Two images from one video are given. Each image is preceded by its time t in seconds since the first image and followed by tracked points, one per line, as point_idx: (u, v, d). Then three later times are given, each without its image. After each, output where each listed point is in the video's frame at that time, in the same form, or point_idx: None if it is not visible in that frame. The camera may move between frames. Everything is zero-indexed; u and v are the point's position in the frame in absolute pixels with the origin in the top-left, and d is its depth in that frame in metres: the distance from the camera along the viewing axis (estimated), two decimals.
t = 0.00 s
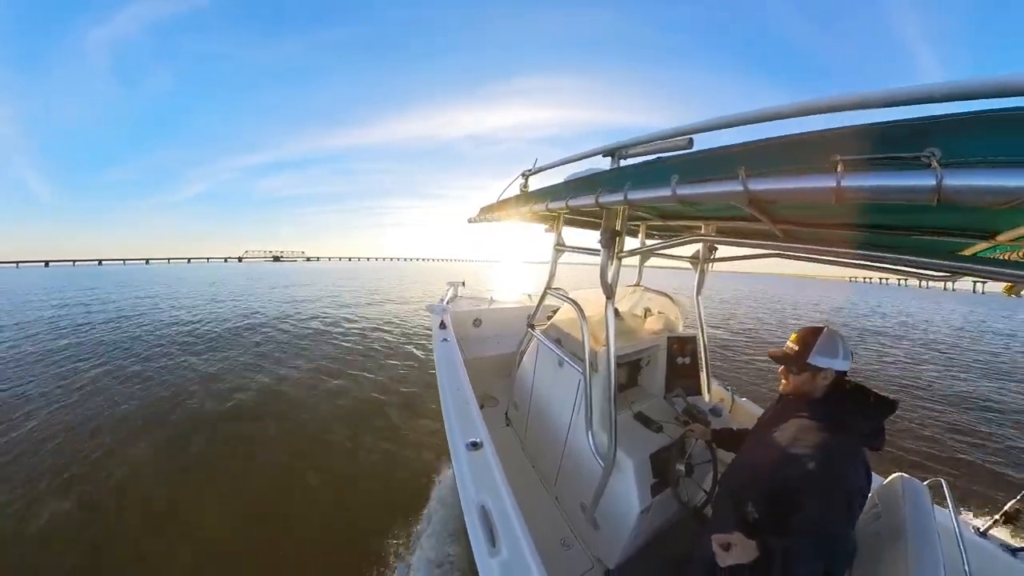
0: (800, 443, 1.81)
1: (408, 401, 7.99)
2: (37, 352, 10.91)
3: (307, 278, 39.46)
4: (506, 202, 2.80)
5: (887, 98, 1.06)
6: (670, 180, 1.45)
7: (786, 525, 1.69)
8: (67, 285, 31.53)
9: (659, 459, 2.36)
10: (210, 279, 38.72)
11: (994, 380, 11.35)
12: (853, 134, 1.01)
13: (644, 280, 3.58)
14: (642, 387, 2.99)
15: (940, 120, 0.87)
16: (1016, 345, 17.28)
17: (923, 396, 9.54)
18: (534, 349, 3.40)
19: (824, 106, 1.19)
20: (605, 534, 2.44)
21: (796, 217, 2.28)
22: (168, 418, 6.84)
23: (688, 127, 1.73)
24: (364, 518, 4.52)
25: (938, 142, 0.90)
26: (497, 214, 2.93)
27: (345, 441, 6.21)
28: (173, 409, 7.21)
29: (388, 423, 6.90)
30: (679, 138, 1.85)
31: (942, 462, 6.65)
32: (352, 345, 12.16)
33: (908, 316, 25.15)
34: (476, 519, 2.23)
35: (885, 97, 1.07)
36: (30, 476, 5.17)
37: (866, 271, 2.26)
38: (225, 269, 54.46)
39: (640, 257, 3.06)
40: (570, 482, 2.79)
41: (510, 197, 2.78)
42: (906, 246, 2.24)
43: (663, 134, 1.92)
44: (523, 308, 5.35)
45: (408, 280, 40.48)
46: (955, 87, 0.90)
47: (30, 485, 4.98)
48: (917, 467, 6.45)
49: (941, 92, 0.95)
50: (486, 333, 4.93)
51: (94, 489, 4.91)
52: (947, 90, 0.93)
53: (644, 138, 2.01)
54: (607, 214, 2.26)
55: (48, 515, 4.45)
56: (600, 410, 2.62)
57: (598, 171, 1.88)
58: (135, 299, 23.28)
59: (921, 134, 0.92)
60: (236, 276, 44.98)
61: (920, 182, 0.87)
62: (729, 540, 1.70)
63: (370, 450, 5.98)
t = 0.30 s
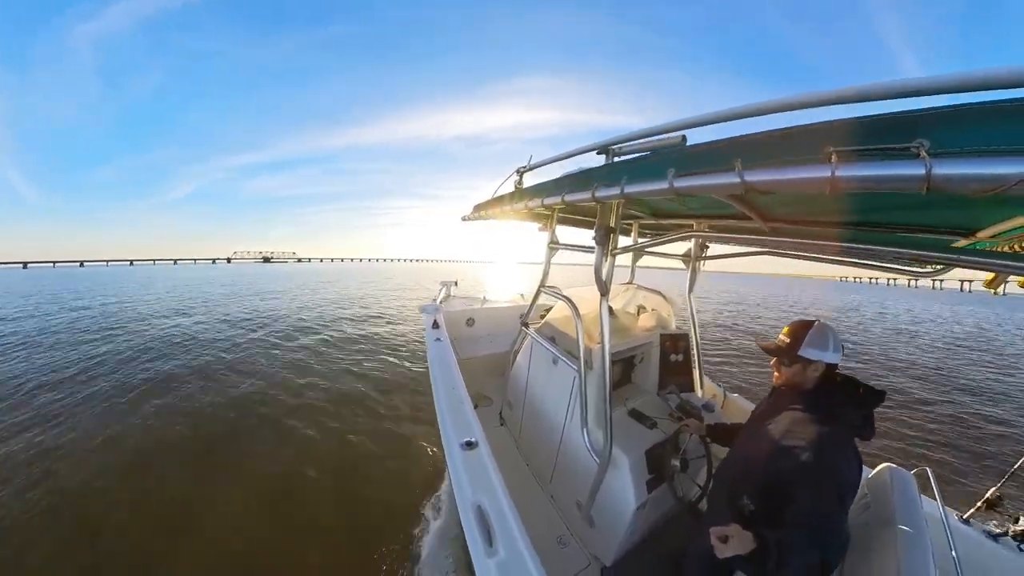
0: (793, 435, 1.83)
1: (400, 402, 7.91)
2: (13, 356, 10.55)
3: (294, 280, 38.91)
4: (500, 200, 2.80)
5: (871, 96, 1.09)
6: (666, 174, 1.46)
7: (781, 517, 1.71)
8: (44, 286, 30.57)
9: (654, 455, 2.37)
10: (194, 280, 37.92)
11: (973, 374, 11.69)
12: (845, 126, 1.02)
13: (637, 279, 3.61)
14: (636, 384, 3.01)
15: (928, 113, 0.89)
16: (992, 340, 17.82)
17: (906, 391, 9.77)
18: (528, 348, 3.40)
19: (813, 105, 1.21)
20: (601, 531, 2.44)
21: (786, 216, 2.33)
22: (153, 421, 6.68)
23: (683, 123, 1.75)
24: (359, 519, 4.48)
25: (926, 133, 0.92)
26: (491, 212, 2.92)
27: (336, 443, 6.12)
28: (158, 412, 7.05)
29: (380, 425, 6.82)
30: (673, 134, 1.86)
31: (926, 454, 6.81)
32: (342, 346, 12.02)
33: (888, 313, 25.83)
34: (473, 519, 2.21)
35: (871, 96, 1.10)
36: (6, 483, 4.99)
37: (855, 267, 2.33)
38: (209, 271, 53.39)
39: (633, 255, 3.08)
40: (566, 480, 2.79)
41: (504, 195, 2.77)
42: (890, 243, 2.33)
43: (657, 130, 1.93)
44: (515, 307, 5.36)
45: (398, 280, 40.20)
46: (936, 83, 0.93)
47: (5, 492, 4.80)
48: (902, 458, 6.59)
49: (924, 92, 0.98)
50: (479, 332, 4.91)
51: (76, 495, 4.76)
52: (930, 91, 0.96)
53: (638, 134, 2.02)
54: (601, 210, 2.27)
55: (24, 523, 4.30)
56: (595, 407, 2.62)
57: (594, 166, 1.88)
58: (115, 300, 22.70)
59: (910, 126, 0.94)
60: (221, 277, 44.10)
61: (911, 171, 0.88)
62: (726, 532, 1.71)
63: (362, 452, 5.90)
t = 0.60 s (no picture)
0: (785, 430, 1.87)
1: (391, 404, 7.86)
2: None
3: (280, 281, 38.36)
4: (492, 201, 2.81)
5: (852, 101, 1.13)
6: (657, 175, 1.48)
7: (775, 510, 1.75)
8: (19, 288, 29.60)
9: (648, 452, 2.40)
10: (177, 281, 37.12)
11: (951, 368, 12.04)
12: (826, 130, 1.05)
13: (628, 279, 3.64)
14: (629, 383, 3.03)
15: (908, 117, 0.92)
16: (968, 336, 18.38)
17: (888, 385, 10.02)
18: (521, 349, 3.41)
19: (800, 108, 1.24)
20: (597, 528, 2.46)
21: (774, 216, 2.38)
22: (139, 425, 6.53)
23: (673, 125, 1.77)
24: (355, 522, 4.45)
25: (903, 136, 0.94)
26: (484, 212, 2.92)
27: (327, 446, 6.04)
28: (144, 416, 6.90)
29: (371, 427, 6.76)
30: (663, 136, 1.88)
31: (907, 446, 6.99)
32: (332, 348, 11.88)
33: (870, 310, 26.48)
34: (470, 520, 2.21)
35: (855, 100, 1.13)
36: None
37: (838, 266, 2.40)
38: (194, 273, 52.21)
39: (625, 255, 3.11)
40: (561, 478, 2.81)
41: (496, 195, 2.78)
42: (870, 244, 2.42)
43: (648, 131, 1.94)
44: (508, 308, 5.37)
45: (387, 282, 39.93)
46: (915, 89, 0.97)
47: None
48: (886, 451, 6.74)
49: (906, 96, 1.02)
50: (472, 334, 4.91)
51: (57, 502, 4.63)
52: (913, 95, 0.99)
53: (630, 136, 2.05)
54: (593, 210, 2.28)
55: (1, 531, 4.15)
56: (589, 406, 2.64)
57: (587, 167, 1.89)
58: (95, 302, 22.09)
59: (889, 130, 0.97)
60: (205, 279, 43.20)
61: (889, 172, 0.90)
62: (722, 525, 1.73)
63: (353, 455, 5.84)
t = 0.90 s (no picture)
0: (774, 430, 1.90)
1: (383, 407, 7.81)
2: None
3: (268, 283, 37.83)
4: (482, 204, 2.80)
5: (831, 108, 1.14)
6: (643, 183, 1.49)
7: (763, 509, 1.78)
8: None
9: (639, 454, 2.42)
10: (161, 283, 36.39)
11: (932, 366, 12.34)
12: (806, 141, 1.06)
13: (618, 281, 3.66)
14: (620, 384, 3.05)
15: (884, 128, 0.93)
16: (949, 334, 18.85)
17: (872, 383, 10.23)
18: (513, 352, 3.41)
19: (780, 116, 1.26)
20: (590, 530, 2.47)
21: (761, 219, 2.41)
22: (126, 430, 6.41)
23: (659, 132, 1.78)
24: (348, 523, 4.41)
25: (880, 147, 0.95)
26: (475, 215, 2.91)
27: (318, 449, 5.97)
28: (131, 420, 6.77)
29: (363, 431, 6.71)
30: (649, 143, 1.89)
31: (890, 442, 7.15)
32: (322, 350, 11.76)
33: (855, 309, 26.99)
34: (463, 525, 2.21)
35: (833, 109, 1.15)
36: None
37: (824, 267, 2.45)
38: (181, 274, 51.33)
39: (614, 258, 3.13)
40: (554, 481, 2.82)
41: (487, 198, 2.77)
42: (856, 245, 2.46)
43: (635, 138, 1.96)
44: (500, 310, 5.36)
45: (378, 283, 39.65)
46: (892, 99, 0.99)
47: None
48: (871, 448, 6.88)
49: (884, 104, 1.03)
50: (464, 337, 4.90)
51: (38, 510, 4.50)
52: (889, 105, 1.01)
53: (618, 142, 2.06)
54: (582, 215, 2.29)
55: None
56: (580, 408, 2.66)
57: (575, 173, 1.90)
58: (77, 304, 21.59)
59: (867, 140, 0.98)
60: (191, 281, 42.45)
61: (868, 184, 0.92)
62: (714, 525, 1.73)
63: (345, 458, 5.80)
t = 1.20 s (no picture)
0: (774, 423, 1.90)
1: (375, 409, 7.70)
2: None
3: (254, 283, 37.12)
4: (479, 201, 2.77)
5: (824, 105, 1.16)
6: (653, 175, 1.47)
7: (764, 502, 1.78)
8: None
9: (640, 452, 2.42)
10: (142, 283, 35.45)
11: (914, 362, 12.69)
12: (819, 133, 1.07)
13: (614, 280, 3.66)
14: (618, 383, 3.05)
15: (897, 121, 0.95)
16: (928, 331, 19.41)
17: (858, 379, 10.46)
18: (510, 351, 3.38)
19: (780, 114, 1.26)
20: (591, 530, 2.45)
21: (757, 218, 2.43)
22: (108, 435, 6.20)
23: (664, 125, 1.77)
24: (341, 528, 4.33)
25: (898, 138, 0.96)
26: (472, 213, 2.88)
27: (309, 453, 5.86)
28: (114, 425, 6.56)
29: (354, 433, 6.60)
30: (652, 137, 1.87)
31: (876, 436, 7.30)
32: (311, 351, 11.56)
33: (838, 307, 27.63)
34: (463, 529, 2.17)
35: (835, 105, 1.16)
36: None
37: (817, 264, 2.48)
38: (163, 274, 49.97)
39: (611, 256, 3.12)
40: (553, 481, 2.79)
41: (485, 195, 2.74)
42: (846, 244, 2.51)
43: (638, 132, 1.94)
44: (495, 309, 5.33)
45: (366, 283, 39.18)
46: (899, 92, 1.00)
47: None
48: (858, 441, 7.02)
49: (885, 103, 1.05)
50: (458, 336, 4.85)
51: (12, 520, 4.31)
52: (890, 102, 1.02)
53: (621, 136, 2.05)
54: (583, 211, 2.27)
55: None
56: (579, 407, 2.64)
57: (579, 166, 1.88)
58: (57, 303, 20.97)
59: (881, 132, 0.99)
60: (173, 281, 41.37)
61: (886, 174, 0.92)
62: (717, 519, 1.73)
63: (337, 462, 5.68)
